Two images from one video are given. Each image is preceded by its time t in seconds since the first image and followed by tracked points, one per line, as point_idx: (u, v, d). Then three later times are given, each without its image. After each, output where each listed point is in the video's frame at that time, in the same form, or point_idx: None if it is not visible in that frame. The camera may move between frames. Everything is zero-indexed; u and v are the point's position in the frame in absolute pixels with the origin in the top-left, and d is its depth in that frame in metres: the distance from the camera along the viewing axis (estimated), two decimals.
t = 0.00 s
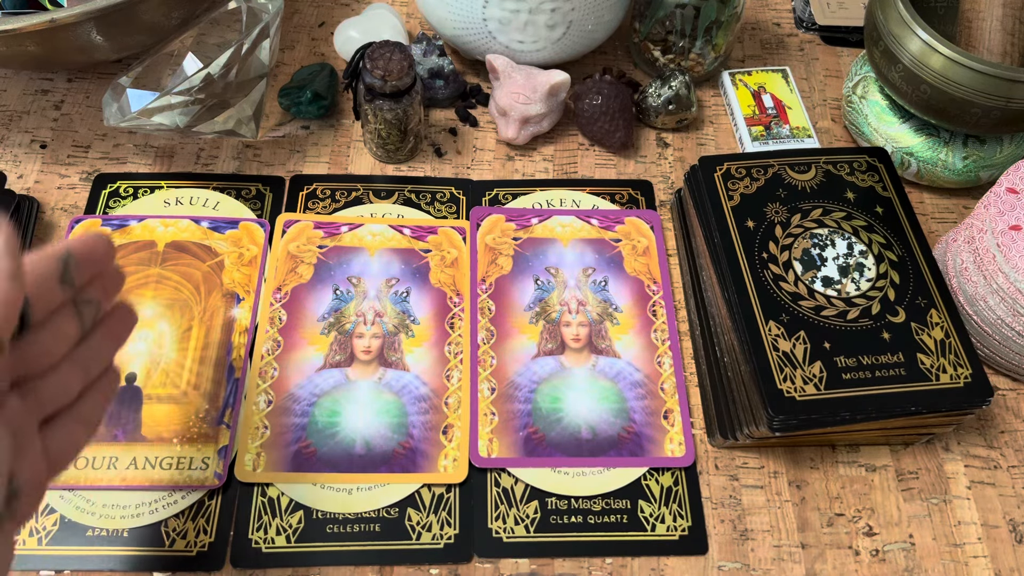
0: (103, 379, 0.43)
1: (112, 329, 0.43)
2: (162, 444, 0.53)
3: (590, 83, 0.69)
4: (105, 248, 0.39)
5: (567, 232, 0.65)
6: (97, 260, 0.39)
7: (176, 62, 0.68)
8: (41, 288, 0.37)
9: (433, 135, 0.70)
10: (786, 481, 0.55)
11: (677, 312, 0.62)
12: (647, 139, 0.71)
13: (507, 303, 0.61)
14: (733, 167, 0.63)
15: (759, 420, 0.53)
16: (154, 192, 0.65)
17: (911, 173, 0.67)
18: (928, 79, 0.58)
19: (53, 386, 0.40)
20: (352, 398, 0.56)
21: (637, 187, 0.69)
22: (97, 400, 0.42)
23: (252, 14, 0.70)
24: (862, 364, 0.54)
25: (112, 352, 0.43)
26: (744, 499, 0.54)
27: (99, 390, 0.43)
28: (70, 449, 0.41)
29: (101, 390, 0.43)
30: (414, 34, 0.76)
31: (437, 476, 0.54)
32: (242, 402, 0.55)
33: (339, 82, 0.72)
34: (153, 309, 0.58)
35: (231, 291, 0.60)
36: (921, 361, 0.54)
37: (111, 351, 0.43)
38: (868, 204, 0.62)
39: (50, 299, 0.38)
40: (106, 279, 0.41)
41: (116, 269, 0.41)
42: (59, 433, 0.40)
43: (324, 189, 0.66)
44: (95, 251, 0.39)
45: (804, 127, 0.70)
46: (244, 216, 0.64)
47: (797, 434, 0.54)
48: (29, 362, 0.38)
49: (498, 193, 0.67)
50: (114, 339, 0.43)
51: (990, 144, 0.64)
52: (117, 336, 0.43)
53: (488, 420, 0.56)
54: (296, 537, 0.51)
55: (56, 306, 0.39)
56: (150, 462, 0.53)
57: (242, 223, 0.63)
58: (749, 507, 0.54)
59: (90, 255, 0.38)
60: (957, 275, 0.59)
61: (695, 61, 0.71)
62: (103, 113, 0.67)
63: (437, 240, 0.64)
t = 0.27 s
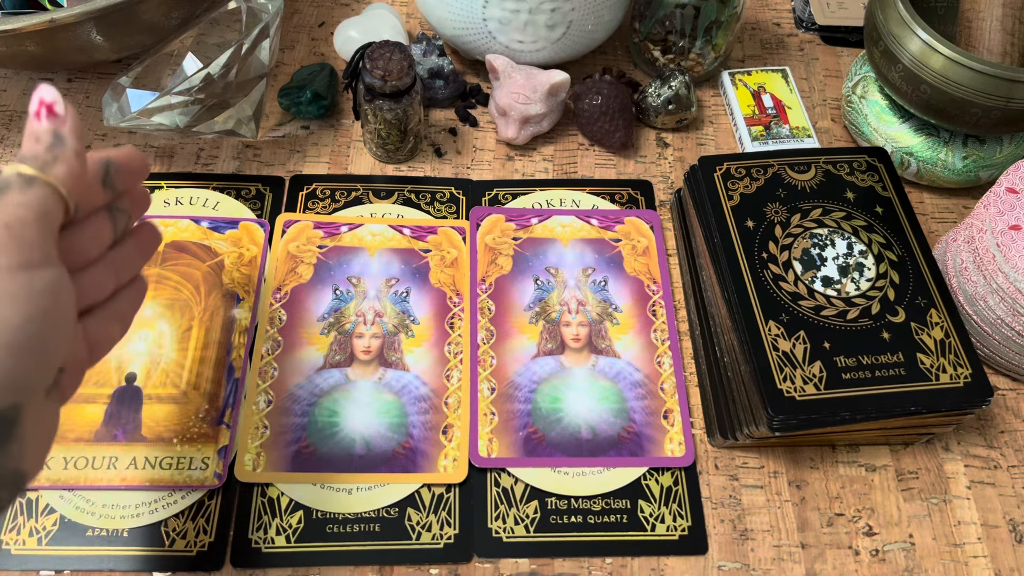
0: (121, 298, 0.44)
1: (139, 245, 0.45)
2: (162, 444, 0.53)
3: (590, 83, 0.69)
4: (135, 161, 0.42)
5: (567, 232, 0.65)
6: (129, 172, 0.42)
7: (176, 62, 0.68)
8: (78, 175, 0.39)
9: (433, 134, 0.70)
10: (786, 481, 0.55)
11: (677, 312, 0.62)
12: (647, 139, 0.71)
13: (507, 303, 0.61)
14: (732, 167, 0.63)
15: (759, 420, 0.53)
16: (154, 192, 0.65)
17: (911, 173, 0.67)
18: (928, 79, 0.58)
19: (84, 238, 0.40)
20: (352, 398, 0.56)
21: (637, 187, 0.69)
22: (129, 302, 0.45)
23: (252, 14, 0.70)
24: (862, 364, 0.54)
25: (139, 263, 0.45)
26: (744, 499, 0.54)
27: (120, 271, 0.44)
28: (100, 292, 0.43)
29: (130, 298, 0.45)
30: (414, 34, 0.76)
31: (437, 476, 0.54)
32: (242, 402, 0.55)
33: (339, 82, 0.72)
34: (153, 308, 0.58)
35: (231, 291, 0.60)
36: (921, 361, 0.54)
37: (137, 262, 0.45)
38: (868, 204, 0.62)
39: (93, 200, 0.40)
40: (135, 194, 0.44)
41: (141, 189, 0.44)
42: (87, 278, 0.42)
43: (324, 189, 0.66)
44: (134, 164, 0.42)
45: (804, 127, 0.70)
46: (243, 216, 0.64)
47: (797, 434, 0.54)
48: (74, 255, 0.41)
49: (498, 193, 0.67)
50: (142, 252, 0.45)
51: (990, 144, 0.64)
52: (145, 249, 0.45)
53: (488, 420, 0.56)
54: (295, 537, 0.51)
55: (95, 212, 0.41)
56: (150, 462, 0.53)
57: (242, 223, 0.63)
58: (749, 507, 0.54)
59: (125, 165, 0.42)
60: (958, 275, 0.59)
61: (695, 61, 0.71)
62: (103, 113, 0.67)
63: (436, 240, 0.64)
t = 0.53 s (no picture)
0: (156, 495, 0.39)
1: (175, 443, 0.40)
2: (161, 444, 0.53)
3: (590, 83, 0.69)
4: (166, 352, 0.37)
5: (567, 232, 0.65)
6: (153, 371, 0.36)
7: (176, 62, 0.69)
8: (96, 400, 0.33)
9: (433, 134, 0.70)
10: (786, 481, 0.55)
11: (677, 312, 0.62)
12: (647, 139, 0.71)
13: (507, 303, 0.61)
14: (733, 167, 0.63)
15: (759, 420, 0.53)
16: (154, 191, 0.65)
17: (911, 173, 0.68)
18: (927, 78, 0.58)
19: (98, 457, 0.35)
20: (352, 398, 0.56)
21: (637, 187, 0.69)
22: (144, 521, 0.39)
23: (252, 14, 0.70)
24: (862, 364, 0.54)
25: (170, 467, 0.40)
26: (744, 498, 0.54)
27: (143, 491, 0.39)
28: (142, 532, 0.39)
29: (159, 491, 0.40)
30: (414, 34, 0.76)
31: (437, 476, 0.54)
32: (242, 402, 0.55)
33: (339, 82, 0.72)
34: (153, 308, 0.58)
35: (231, 291, 0.60)
36: (920, 361, 0.54)
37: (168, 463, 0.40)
38: (868, 204, 0.62)
39: (96, 416, 0.34)
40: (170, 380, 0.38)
41: (185, 362, 0.38)
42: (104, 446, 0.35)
43: (324, 189, 0.66)
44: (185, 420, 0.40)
45: (804, 127, 0.70)
46: (243, 215, 0.64)
47: (796, 434, 0.54)
48: (73, 488, 0.34)
49: (498, 193, 0.67)
50: (176, 450, 0.40)
51: (990, 144, 0.64)
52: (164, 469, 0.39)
53: (488, 420, 0.56)
54: (295, 537, 0.51)
55: (113, 426, 0.35)
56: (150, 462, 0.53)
57: (242, 223, 0.63)
58: (749, 507, 0.54)
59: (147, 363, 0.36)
60: (957, 275, 0.59)
61: (695, 61, 0.71)
62: (103, 113, 0.67)
63: (436, 240, 0.64)
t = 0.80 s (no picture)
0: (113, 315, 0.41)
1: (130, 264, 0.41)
2: (162, 444, 0.53)
3: (590, 83, 0.69)
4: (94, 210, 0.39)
5: (567, 232, 0.65)
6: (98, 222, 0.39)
7: (176, 62, 0.69)
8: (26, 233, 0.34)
9: (433, 135, 0.70)
10: (786, 481, 0.55)
11: (677, 312, 0.62)
12: (647, 139, 0.71)
13: (507, 303, 0.61)
14: (732, 167, 0.63)
15: (759, 420, 0.53)
16: (155, 192, 0.65)
17: (911, 173, 0.67)
18: (928, 79, 0.58)
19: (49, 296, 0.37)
20: (352, 398, 0.56)
21: (637, 187, 0.69)
22: (113, 330, 0.42)
23: (252, 14, 0.70)
24: (862, 364, 0.54)
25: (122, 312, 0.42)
26: (744, 499, 0.54)
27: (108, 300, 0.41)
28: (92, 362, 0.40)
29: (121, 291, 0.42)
30: (414, 35, 0.76)
31: (437, 476, 0.54)
32: (242, 403, 0.55)
33: (339, 82, 0.72)
34: (153, 309, 0.58)
35: (231, 291, 0.60)
36: (921, 361, 0.54)
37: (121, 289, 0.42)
38: (868, 204, 0.62)
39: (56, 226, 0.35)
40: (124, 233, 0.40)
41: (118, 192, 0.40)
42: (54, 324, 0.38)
43: (324, 189, 0.66)
44: (128, 249, 0.41)
45: (804, 127, 0.70)
46: (243, 216, 0.64)
47: (797, 434, 0.54)
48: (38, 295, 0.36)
49: (498, 193, 0.67)
50: (130, 272, 0.41)
51: (990, 144, 0.64)
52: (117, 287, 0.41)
53: (488, 420, 0.56)
54: (296, 537, 0.51)
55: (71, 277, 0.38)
56: (150, 462, 0.53)
57: (242, 223, 0.63)
58: (749, 507, 0.54)
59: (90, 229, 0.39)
60: (958, 275, 0.59)
61: (695, 61, 0.71)
62: (103, 113, 0.67)
63: (436, 240, 0.64)
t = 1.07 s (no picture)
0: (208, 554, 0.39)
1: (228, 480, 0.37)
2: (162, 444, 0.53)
3: (590, 83, 0.69)
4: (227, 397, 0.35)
5: (567, 232, 0.65)
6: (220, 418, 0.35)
7: (176, 62, 0.68)
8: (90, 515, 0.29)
9: (433, 135, 0.70)
10: (786, 481, 0.55)
11: (677, 311, 0.62)
12: (647, 139, 0.71)
13: (508, 303, 0.61)
14: (733, 167, 0.63)
15: (759, 420, 0.53)
16: (154, 192, 0.65)
17: (911, 173, 0.68)
18: (927, 78, 0.58)
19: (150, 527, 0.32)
20: (352, 398, 0.56)
21: (637, 187, 0.69)
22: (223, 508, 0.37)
23: (252, 14, 0.70)
24: (862, 364, 0.54)
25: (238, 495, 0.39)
26: (744, 498, 0.54)
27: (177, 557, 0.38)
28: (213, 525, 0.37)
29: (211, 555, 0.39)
30: (414, 34, 0.76)
31: (437, 476, 0.54)
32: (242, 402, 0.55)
33: (339, 82, 0.72)
34: (153, 309, 0.58)
35: (231, 291, 0.60)
36: (920, 361, 0.54)
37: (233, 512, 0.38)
38: (868, 204, 0.62)
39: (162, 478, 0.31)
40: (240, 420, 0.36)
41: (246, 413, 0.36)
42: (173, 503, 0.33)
43: (324, 189, 0.66)
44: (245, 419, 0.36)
45: (804, 127, 0.70)
46: (243, 216, 0.64)
47: (796, 434, 0.54)
48: (143, 545, 0.32)
49: (498, 193, 0.67)
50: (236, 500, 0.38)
51: (990, 144, 0.64)
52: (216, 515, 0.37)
53: (488, 420, 0.56)
54: (295, 537, 0.51)
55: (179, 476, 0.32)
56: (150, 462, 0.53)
57: (242, 223, 0.63)
58: (749, 507, 0.54)
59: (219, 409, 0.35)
60: (957, 275, 0.59)
61: (695, 61, 0.71)
62: (103, 113, 0.67)
63: (436, 240, 0.64)
